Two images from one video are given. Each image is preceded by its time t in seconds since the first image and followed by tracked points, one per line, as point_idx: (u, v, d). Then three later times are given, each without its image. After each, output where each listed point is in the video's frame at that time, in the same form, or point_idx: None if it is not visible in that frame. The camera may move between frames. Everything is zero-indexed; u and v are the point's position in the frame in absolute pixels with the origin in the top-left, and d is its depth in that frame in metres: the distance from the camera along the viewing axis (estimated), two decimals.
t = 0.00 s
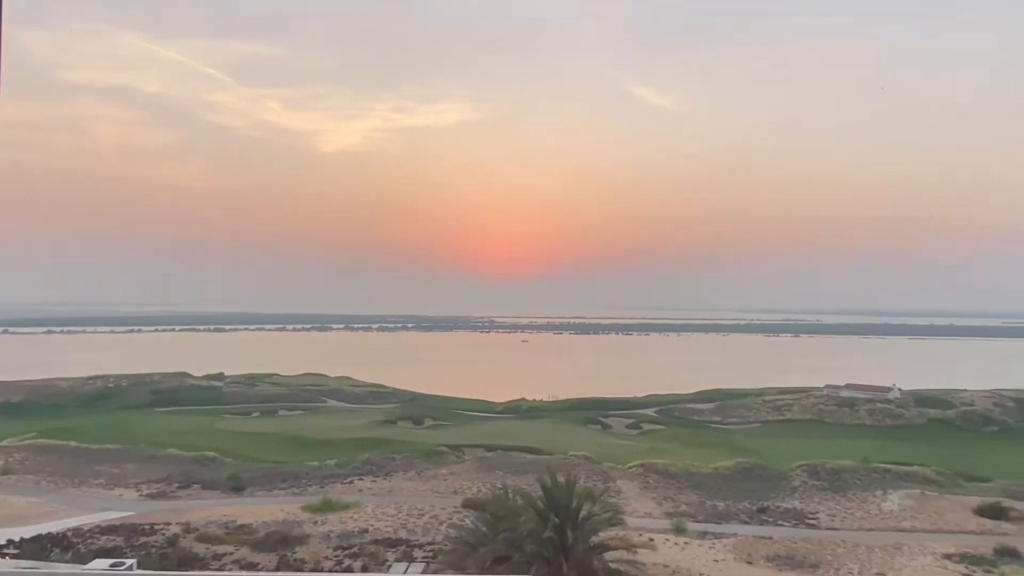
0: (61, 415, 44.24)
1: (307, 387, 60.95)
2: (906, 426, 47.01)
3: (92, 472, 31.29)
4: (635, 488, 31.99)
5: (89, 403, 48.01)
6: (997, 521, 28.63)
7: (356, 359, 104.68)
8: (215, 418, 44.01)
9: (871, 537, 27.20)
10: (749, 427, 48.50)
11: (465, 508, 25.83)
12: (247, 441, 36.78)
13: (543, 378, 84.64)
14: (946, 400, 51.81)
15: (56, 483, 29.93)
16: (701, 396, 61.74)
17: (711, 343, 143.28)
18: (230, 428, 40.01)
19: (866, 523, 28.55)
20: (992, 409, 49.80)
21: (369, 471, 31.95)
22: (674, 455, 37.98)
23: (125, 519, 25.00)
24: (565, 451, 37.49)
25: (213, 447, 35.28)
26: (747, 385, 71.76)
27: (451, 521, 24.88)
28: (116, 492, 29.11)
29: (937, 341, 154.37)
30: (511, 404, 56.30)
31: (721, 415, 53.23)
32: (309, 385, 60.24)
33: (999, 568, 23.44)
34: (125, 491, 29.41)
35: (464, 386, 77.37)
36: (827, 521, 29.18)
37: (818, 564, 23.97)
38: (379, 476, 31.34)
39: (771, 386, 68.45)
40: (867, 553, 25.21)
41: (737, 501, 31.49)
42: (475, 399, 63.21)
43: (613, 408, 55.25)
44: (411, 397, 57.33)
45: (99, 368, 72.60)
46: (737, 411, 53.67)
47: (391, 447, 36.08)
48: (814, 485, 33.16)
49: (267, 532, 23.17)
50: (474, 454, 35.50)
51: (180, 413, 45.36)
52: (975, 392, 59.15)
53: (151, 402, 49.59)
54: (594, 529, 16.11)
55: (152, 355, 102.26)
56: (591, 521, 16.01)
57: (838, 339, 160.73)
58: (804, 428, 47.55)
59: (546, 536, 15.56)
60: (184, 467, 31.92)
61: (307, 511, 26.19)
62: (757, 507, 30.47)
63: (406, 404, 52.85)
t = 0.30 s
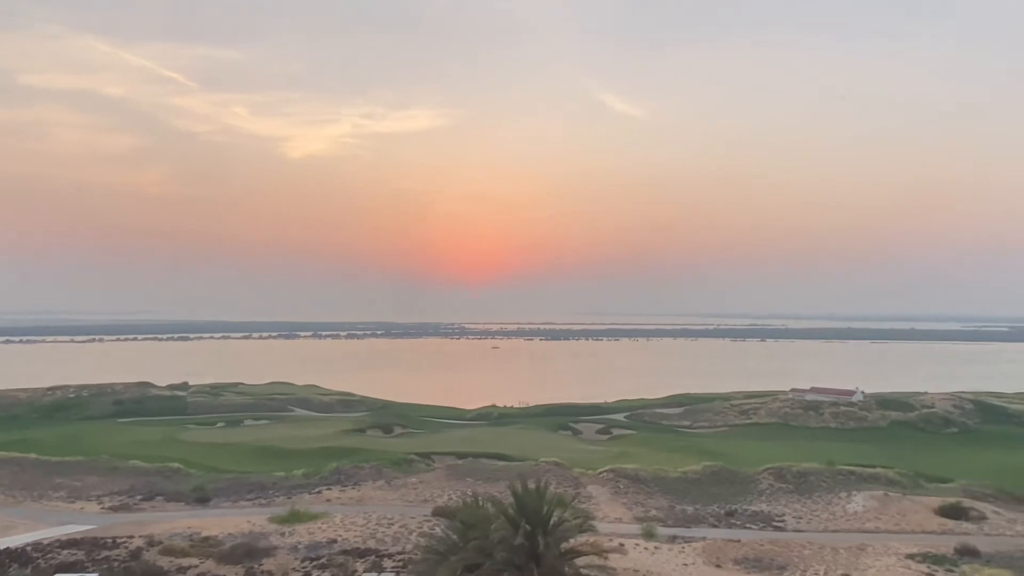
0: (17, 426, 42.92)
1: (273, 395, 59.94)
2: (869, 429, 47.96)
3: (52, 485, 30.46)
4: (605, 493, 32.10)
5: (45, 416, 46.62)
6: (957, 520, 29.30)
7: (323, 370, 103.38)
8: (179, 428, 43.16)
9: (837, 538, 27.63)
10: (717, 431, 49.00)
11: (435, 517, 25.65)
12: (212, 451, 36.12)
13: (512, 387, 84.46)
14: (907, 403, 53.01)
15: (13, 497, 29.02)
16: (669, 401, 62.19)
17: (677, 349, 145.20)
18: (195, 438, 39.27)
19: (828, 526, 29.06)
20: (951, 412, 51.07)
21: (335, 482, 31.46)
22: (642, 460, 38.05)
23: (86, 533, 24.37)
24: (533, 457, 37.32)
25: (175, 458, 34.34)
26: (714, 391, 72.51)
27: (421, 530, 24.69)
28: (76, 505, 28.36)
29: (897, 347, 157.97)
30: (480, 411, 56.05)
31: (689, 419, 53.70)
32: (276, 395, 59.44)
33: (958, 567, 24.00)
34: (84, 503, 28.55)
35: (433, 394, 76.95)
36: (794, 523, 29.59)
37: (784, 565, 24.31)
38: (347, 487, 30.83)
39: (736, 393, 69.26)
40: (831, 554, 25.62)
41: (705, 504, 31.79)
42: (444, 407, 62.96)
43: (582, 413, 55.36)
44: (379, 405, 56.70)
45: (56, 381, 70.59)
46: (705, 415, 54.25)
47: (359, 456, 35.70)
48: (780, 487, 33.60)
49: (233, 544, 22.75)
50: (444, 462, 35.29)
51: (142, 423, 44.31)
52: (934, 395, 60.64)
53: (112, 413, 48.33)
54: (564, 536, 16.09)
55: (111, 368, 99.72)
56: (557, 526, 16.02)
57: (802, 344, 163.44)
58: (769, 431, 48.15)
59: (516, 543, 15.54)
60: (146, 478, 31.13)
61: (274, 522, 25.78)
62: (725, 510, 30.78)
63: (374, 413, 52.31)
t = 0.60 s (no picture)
0: None
1: (244, 400, 59.24)
2: (838, 431, 48.71)
3: (15, 493, 29.75)
4: (579, 496, 32.17)
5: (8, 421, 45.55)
6: (923, 521, 29.86)
7: (294, 375, 102.31)
8: (148, 434, 42.46)
9: (807, 540, 27.99)
10: (690, 434, 49.42)
11: (409, 522, 25.51)
12: (181, 458, 35.57)
13: (486, 391, 84.47)
14: (875, 406, 53.97)
15: None
16: (642, 404, 62.64)
17: (650, 353, 146.37)
18: (164, 444, 38.67)
19: (799, 527, 29.46)
20: (917, 414, 52.10)
21: (308, 487, 31.17)
22: (616, 463, 38.30)
23: (52, 541, 23.83)
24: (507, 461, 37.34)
25: (143, 464, 33.76)
26: (686, 395, 73.20)
27: (394, 536, 24.53)
28: (41, 512, 27.75)
29: (864, 350, 160.86)
30: (453, 415, 55.95)
31: (661, 422, 54.11)
32: (247, 399, 58.74)
33: (925, 567, 24.44)
34: (49, 511, 27.95)
35: (407, 399, 76.67)
36: (765, 524, 29.94)
37: (756, 566, 24.55)
38: (320, 492, 30.58)
39: (708, 395, 69.99)
40: (802, 555, 25.94)
41: (678, 507, 32.02)
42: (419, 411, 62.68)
43: (555, 416, 55.54)
44: (351, 410, 56.34)
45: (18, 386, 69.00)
46: (678, 419, 54.69)
47: (332, 461, 35.40)
48: (752, 489, 33.95)
49: (203, 552, 22.38)
50: (418, 467, 35.15)
51: (109, 429, 43.48)
52: (901, 397, 61.81)
53: (78, 418, 47.38)
54: (538, 540, 16.10)
55: (77, 372, 97.67)
56: (531, 531, 16.05)
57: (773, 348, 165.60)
58: (740, 433, 48.74)
59: (491, 549, 15.57)
60: (114, 484, 30.57)
61: (245, 529, 25.43)
62: (698, 513, 31.02)
63: (347, 418, 52.00)
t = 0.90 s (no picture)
0: None
1: (219, 398, 58.60)
2: (812, 431, 49.33)
3: None
4: (556, 495, 32.24)
5: None
6: (894, 519, 30.35)
7: (270, 373, 101.38)
8: (120, 432, 41.88)
9: (781, 538, 28.31)
10: (666, 433, 49.77)
11: (385, 522, 25.41)
12: (154, 457, 35.13)
13: (464, 390, 84.33)
14: (848, 406, 54.74)
15: None
16: (619, 404, 62.98)
17: (628, 353, 147.04)
18: (136, 443, 38.12)
19: (773, 526, 29.78)
20: (889, 414, 52.93)
21: (284, 487, 30.93)
22: (593, 462, 38.47)
23: (20, 541, 23.41)
24: (485, 460, 37.34)
25: (115, 464, 33.24)
26: (663, 395, 73.68)
27: (370, 535, 24.42)
28: (10, 513, 27.26)
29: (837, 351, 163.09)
30: (431, 414, 55.79)
31: (638, 422, 54.42)
32: (222, 398, 58.14)
33: (896, 564, 24.85)
34: (17, 511, 27.42)
35: (385, 398, 76.34)
36: (740, 523, 30.21)
37: (731, 564, 24.79)
38: (296, 492, 30.36)
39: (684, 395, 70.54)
40: (776, 553, 26.24)
41: (655, 506, 32.21)
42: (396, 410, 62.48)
43: (533, 416, 55.63)
44: (328, 409, 55.95)
45: None
46: (655, 418, 55.03)
47: (308, 461, 35.15)
48: (727, 488, 34.28)
49: (176, 552, 22.12)
50: (395, 466, 35.02)
51: (79, 428, 42.77)
52: (873, 397, 62.79)
53: (47, 416, 46.52)
54: (515, 539, 16.12)
55: (47, 370, 95.90)
56: (508, 530, 16.07)
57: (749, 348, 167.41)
58: (716, 433, 49.18)
59: (468, 548, 15.59)
60: (85, 484, 30.09)
61: (218, 529, 25.17)
62: (673, 512, 31.24)
63: (323, 417, 51.65)
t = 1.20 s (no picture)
0: None
1: (198, 392, 58.06)
2: (789, 426, 49.91)
3: None
4: (536, 490, 32.37)
5: None
6: (869, 513, 30.83)
7: (250, 368, 100.67)
8: (95, 426, 41.38)
9: (757, 531, 28.66)
10: (645, 428, 50.14)
11: (365, 516, 25.37)
12: (130, 451, 34.79)
13: (445, 386, 84.28)
14: (824, 401, 55.44)
15: None
16: (600, 399, 63.29)
17: (609, 349, 147.69)
18: (112, 437, 37.72)
19: (749, 521, 30.13)
20: (865, 410, 53.70)
21: (262, 482, 30.79)
22: (573, 457, 38.63)
23: None
24: (465, 455, 37.37)
25: (90, 459, 32.88)
26: (644, 390, 74.16)
27: (350, 530, 24.37)
28: None
29: (815, 347, 165.10)
30: (412, 409, 55.73)
31: (619, 417, 54.71)
32: (200, 392, 57.65)
33: (870, 558, 25.25)
34: None
35: (365, 393, 76.04)
36: (718, 517, 30.54)
37: (708, 558, 25.05)
38: (274, 486, 30.26)
39: (664, 391, 71.04)
40: (752, 547, 26.55)
41: (634, 500, 32.46)
42: (376, 405, 62.33)
43: (514, 411, 55.77)
44: (307, 403, 55.67)
45: None
46: (634, 413, 55.39)
47: (287, 455, 34.96)
48: (705, 483, 34.62)
49: (152, 547, 21.94)
50: (375, 461, 34.94)
51: (54, 422, 42.20)
52: (849, 393, 63.69)
53: (21, 410, 45.85)
54: (495, 533, 16.16)
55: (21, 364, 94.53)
56: (491, 525, 16.12)
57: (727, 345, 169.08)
58: (696, 428, 49.60)
59: (448, 543, 15.62)
60: (59, 479, 29.73)
61: (196, 524, 24.99)
62: (652, 506, 31.49)
63: (303, 412, 51.40)
